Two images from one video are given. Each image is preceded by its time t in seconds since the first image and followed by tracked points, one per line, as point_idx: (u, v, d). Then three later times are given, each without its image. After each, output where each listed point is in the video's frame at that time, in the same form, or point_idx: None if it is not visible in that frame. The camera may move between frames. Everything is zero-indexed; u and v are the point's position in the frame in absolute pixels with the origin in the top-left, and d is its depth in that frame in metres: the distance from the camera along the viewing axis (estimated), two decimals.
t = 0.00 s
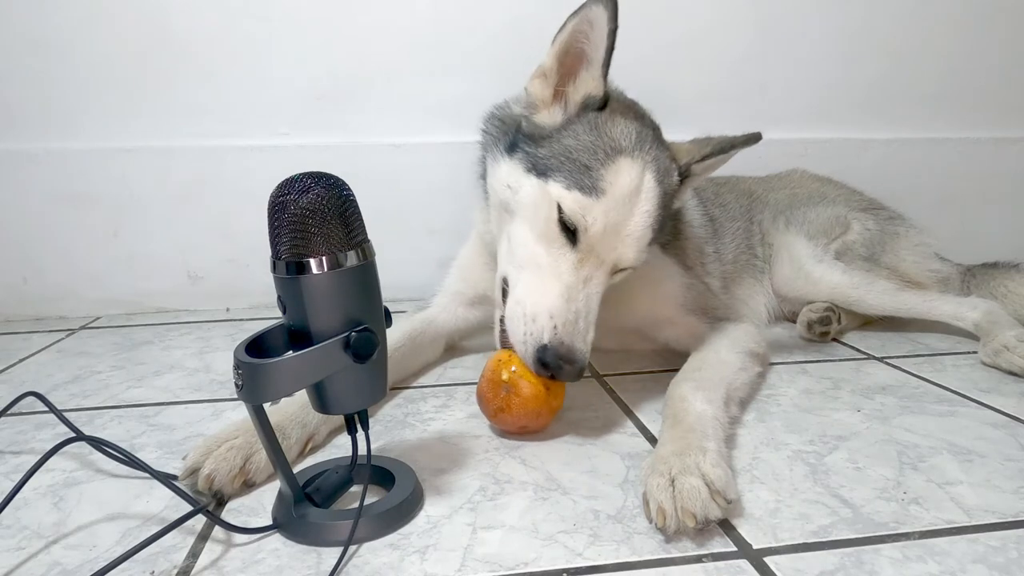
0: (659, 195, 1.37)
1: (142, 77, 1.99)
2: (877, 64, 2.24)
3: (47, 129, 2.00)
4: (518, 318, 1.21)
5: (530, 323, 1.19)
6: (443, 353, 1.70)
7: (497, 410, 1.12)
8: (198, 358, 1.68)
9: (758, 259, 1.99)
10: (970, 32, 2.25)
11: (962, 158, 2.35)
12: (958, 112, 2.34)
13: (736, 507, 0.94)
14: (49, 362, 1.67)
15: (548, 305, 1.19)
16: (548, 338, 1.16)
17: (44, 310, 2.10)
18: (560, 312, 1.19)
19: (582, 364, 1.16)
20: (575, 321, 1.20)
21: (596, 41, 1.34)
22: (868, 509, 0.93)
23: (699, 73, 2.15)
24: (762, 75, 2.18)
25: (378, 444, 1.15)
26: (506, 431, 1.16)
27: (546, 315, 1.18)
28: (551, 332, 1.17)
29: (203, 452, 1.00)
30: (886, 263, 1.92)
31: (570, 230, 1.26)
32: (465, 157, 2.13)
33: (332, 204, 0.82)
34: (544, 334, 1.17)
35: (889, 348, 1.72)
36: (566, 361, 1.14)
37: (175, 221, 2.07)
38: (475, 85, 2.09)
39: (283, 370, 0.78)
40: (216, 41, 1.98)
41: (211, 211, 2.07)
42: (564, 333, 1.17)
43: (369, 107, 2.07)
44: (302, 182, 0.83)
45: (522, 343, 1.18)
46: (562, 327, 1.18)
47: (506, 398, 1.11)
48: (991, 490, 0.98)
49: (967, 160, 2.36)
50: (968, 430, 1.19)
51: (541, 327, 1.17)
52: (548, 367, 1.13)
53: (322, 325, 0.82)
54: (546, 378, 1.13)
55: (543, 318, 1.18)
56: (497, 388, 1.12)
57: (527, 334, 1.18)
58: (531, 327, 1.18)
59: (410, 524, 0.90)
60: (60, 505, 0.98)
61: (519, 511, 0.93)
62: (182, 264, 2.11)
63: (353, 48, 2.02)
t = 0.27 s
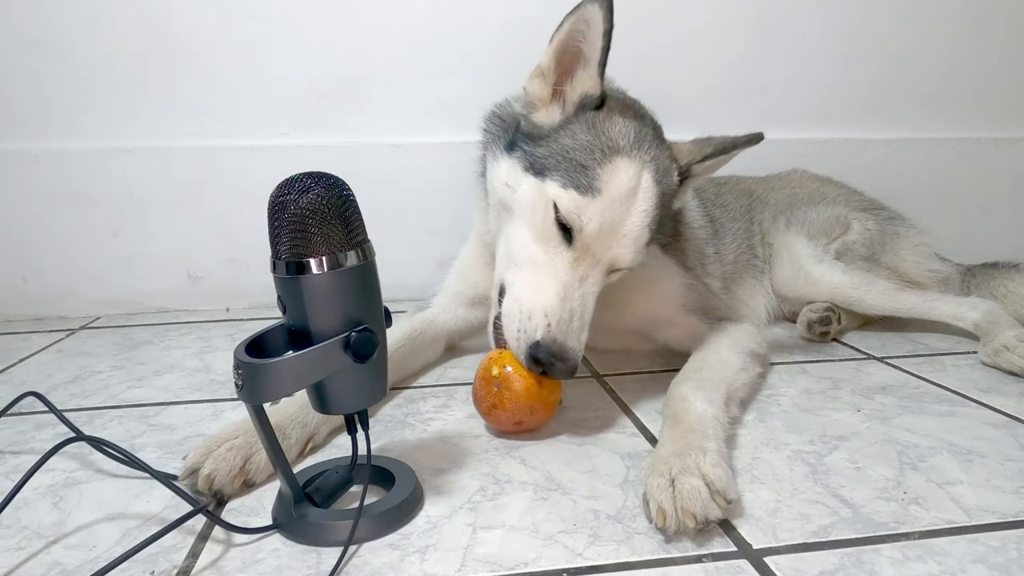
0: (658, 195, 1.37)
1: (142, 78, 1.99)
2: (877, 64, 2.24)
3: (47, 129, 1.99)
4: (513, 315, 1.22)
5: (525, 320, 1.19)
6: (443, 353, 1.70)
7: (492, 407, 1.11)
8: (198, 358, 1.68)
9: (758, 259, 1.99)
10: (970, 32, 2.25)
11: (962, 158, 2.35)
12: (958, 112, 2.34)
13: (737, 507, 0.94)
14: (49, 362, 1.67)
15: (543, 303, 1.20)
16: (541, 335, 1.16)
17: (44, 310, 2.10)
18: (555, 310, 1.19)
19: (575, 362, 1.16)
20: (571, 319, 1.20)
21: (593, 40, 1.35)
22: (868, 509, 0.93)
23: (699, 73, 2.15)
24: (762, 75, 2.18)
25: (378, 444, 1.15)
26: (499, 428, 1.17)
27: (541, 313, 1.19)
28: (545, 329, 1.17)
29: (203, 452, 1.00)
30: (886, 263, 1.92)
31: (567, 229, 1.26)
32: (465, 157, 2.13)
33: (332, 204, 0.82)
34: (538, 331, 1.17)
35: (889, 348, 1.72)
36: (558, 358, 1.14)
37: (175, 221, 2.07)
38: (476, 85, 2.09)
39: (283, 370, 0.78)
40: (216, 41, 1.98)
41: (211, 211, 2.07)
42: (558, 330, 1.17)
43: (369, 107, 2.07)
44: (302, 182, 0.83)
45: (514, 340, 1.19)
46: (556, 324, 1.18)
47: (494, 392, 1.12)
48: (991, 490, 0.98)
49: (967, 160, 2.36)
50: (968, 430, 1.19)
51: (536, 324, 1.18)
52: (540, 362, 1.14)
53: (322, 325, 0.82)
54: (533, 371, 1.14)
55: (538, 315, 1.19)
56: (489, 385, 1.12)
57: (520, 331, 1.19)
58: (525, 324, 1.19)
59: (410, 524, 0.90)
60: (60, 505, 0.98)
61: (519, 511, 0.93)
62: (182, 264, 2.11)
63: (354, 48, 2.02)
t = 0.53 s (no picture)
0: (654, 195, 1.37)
1: (143, 77, 1.99)
2: (877, 64, 2.24)
3: (47, 129, 1.99)
4: (515, 319, 1.22)
5: (526, 324, 1.19)
6: (443, 353, 1.70)
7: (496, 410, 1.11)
8: (198, 358, 1.68)
9: (758, 259, 1.99)
10: (971, 32, 2.25)
11: (962, 159, 2.35)
12: (958, 112, 2.34)
13: (737, 507, 0.94)
14: (49, 362, 1.67)
15: (544, 307, 1.20)
16: (543, 339, 1.16)
17: (44, 310, 2.10)
18: (555, 313, 1.19)
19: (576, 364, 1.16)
20: (571, 323, 1.20)
21: (579, 42, 1.35)
22: (868, 509, 0.93)
23: (699, 73, 2.15)
24: (762, 75, 2.18)
25: (378, 443, 1.15)
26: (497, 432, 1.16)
27: (541, 317, 1.19)
28: (547, 333, 1.17)
29: (203, 452, 1.00)
30: (886, 263, 1.92)
31: (564, 231, 1.26)
32: (465, 157, 2.13)
33: (332, 204, 0.82)
34: (539, 334, 1.17)
35: (889, 348, 1.72)
36: (560, 360, 1.14)
37: (175, 221, 2.07)
38: (476, 85, 2.09)
39: (283, 370, 0.78)
40: (217, 41, 1.98)
41: (211, 211, 2.07)
42: (560, 333, 1.17)
43: (369, 107, 2.07)
44: (302, 182, 0.83)
45: (516, 345, 1.18)
46: (557, 328, 1.17)
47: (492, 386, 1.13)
48: (991, 491, 0.98)
49: (967, 160, 2.36)
50: (969, 430, 1.19)
51: (537, 327, 1.18)
52: (541, 366, 1.13)
53: (322, 325, 0.82)
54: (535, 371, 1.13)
55: (539, 319, 1.19)
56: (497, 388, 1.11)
57: (522, 336, 1.18)
58: (527, 329, 1.19)
59: (410, 524, 0.90)
60: (60, 505, 0.98)
61: (519, 511, 0.93)
62: (181, 264, 2.11)
63: (354, 48, 2.02)
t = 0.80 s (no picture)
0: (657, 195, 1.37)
1: (143, 77, 1.99)
2: (877, 64, 2.24)
3: (47, 128, 1.99)
4: (531, 327, 1.20)
5: (544, 330, 1.18)
6: (443, 353, 1.70)
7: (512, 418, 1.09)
8: (198, 357, 1.68)
9: (758, 259, 1.99)
10: (971, 32, 2.25)
11: (962, 159, 2.35)
12: (958, 112, 2.34)
13: (737, 507, 0.94)
14: (49, 362, 1.67)
15: (560, 312, 1.19)
16: (563, 344, 1.15)
17: (44, 310, 2.10)
18: (572, 318, 1.19)
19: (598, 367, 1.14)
20: (587, 326, 1.20)
21: (573, 48, 1.35)
22: (868, 509, 0.93)
23: (700, 73, 2.15)
24: (762, 75, 2.18)
25: (378, 443, 1.15)
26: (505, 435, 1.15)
27: (559, 322, 1.18)
28: (566, 338, 1.16)
29: (203, 452, 1.00)
30: (886, 263, 1.92)
31: (572, 235, 1.26)
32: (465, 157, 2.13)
33: (332, 204, 0.82)
34: (558, 340, 1.16)
35: (889, 348, 1.72)
36: (583, 365, 1.13)
37: (175, 221, 2.07)
38: (476, 85, 2.09)
39: (284, 370, 0.78)
40: (216, 41, 1.98)
41: (210, 211, 2.07)
42: (579, 337, 1.17)
43: (369, 107, 2.07)
44: (302, 182, 0.83)
45: (536, 353, 1.16)
46: (576, 333, 1.17)
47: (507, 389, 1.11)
48: (991, 491, 0.98)
49: (967, 160, 2.36)
50: (969, 430, 1.19)
51: (555, 333, 1.17)
52: (564, 372, 1.12)
53: (322, 325, 0.82)
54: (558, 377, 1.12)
55: (557, 325, 1.18)
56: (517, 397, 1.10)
57: (541, 344, 1.17)
58: (545, 335, 1.17)
59: (410, 524, 0.90)
60: (60, 505, 0.98)
61: (519, 511, 0.93)
62: (181, 264, 2.11)
63: (354, 48, 2.02)
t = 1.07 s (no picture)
0: (655, 199, 1.37)
1: (143, 77, 1.99)
2: (877, 64, 2.24)
3: (47, 128, 1.99)
4: (515, 320, 1.20)
5: (528, 324, 1.18)
6: (443, 353, 1.70)
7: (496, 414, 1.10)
8: (198, 358, 1.68)
9: (758, 259, 1.99)
10: (971, 32, 2.25)
11: (962, 159, 2.35)
12: (958, 112, 2.34)
13: (737, 507, 0.94)
14: (49, 362, 1.67)
15: (547, 307, 1.19)
16: (544, 340, 1.15)
17: (44, 310, 2.10)
18: (558, 313, 1.18)
19: (579, 367, 1.14)
20: (573, 323, 1.19)
21: (584, 45, 1.35)
22: (868, 509, 0.93)
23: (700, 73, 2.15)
24: (762, 75, 2.18)
25: (378, 443, 1.15)
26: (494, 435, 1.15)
27: (543, 317, 1.17)
28: (549, 333, 1.15)
29: (203, 452, 1.00)
30: (886, 263, 1.92)
31: (566, 231, 1.26)
32: (466, 157, 2.13)
33: (332, 204, 0.82)
34: (541, 335, 1.15)
35: (889, 348, 1.72)
36: (563, 363, 1.13)
37: (175, 221, 2.07)
38: (476, 85, 2.09)
39: (283, 370, 0.78)
40: (217, 40, 1.98)
41: (211, 211, 2.07)
42: (562, 334, 1.16)
43: (369, 107, 2.07)
44: (302, 182, 0.83)
45: (517, 347, 1.16)
46: (559, 329, 1.16)
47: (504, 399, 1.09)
48: (991, 490, 0.98)
49: (967, 160, 2.36)
50: (969, 430, 1.19)
51: (539, 328, 1.16)
52: (545, 370, 1.12)
53: (322, 324, 0.82)
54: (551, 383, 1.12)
55: (541, 320, 1.17)
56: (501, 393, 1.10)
57: (523, 338, 1.17)
58: (528, 329, 1.17)
59: (410, 524, 0.90)
60: (60, 505, 0.98)
61: (519, 511, 0.93)
62: (181, 264, 2.11)
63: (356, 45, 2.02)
